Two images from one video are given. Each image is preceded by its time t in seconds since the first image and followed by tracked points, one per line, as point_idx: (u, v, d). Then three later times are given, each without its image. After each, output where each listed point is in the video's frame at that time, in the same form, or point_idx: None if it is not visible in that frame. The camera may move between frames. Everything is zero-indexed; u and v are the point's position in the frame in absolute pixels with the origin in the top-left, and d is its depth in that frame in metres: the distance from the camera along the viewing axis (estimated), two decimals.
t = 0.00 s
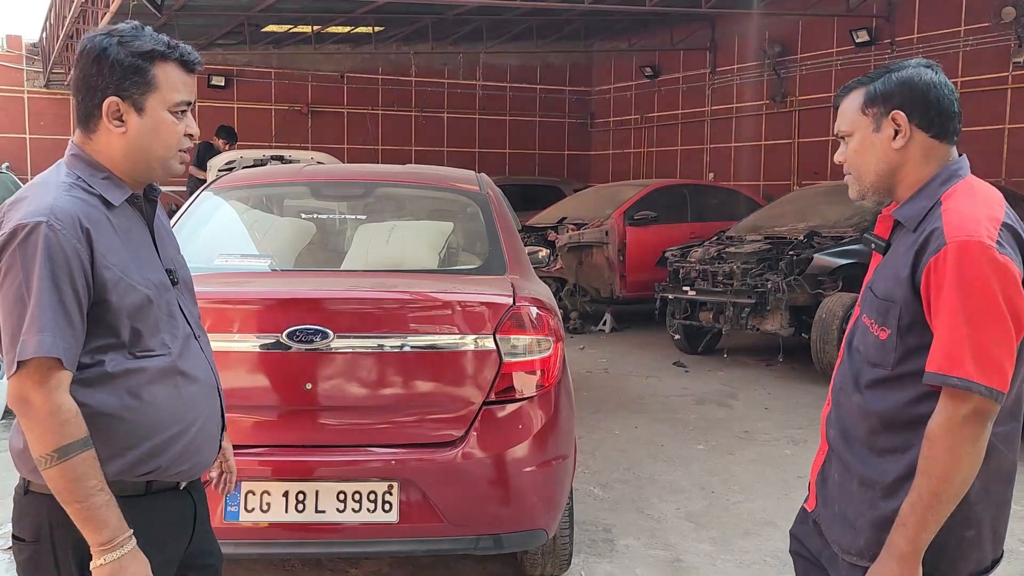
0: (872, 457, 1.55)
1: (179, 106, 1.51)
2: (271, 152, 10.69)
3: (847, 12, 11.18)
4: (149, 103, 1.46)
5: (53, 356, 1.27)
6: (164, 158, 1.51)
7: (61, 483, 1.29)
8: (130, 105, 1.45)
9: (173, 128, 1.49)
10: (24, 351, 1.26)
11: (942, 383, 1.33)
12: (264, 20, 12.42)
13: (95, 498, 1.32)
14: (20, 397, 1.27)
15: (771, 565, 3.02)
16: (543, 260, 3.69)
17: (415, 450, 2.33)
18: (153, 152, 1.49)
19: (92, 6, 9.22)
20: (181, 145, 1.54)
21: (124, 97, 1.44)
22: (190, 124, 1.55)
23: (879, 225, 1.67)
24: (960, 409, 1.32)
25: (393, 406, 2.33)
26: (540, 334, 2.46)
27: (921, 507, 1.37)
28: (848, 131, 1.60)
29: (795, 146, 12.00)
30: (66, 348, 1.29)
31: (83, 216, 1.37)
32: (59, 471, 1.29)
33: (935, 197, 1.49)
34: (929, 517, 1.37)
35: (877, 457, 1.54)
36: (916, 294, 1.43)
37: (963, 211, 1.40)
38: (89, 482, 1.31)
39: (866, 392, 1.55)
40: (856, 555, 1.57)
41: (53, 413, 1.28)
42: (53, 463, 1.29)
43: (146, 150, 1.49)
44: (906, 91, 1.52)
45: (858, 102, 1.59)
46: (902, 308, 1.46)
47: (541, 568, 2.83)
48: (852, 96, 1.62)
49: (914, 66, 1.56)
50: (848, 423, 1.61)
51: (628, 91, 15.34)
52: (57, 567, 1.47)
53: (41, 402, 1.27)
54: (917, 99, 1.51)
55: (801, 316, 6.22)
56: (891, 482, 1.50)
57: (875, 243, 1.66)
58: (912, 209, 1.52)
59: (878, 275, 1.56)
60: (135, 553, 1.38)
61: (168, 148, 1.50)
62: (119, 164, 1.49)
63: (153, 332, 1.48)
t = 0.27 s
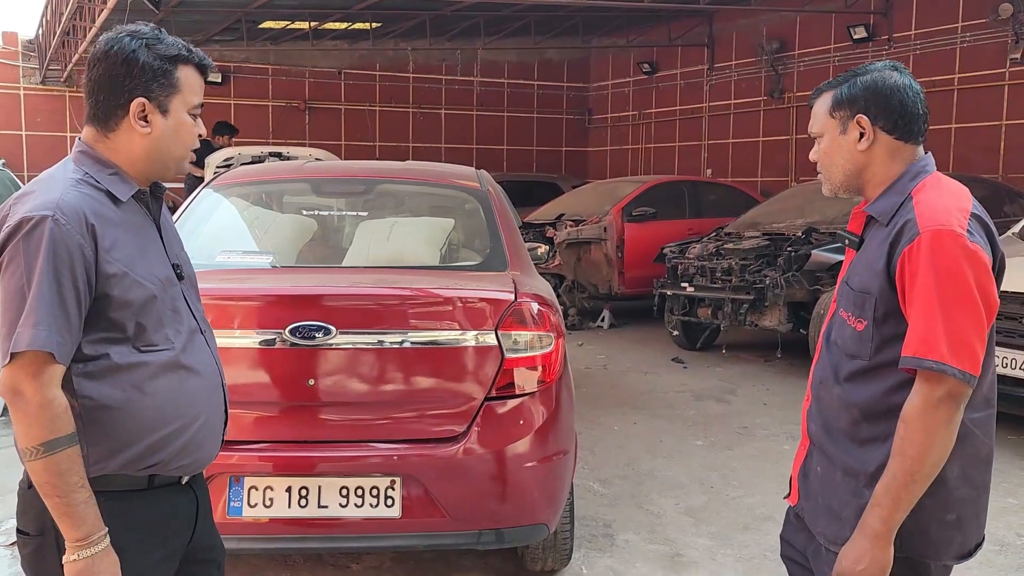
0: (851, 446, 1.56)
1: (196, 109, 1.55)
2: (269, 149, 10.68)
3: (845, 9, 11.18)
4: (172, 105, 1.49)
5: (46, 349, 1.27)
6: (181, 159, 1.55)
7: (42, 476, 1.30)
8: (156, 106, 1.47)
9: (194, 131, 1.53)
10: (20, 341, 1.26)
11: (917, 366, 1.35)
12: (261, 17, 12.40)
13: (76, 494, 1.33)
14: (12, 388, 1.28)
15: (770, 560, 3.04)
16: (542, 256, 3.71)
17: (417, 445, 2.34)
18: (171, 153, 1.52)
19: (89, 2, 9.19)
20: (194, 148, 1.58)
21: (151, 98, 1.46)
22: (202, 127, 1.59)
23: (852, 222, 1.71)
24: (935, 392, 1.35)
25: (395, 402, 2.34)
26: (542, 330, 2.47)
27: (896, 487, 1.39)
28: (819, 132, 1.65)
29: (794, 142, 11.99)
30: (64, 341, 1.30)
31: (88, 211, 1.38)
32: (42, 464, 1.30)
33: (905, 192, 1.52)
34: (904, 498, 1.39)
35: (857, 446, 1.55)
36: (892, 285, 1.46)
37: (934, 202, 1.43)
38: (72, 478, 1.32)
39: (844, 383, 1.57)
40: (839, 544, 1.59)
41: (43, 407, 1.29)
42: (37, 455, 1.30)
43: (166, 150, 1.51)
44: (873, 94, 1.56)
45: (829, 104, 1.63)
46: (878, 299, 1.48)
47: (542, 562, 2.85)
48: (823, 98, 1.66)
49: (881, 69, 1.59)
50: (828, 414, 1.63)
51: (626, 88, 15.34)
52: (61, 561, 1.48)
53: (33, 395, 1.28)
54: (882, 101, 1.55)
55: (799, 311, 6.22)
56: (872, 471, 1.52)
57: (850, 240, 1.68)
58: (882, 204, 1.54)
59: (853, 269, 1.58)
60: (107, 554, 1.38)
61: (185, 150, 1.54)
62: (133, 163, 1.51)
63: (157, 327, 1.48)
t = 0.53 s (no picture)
0: (820, 429, 1.63)
1: (201, 105, 1.56)
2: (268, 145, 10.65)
3: (845, 4, 11.16)
4: (179, 100, 1.50)
5: (66, 342, 1.28)
6: (184, 154, 1.56)
7: (74, 467, 1.32)
8: (163, 101, 1.48)
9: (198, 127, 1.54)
10: (40, 337, 1.27)
11: (897, 346, 1.42)
12: (260, 12, 12.38)
13: (109, 480, 1.35)
14: (34, 382, 1.29)
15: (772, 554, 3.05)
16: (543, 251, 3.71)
17: (422, 440, 2.34)
18: (176, 148, 1.53)
19: None
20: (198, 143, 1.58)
21: (158, 94, 1.47)
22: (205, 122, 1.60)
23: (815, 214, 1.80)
24: (913, 370, 1.43)
25: (398, 396, 2.35)
26: (544, 325, 2.47)
27: (876, 464, 1.45)
28: (788, 127, 1.73)
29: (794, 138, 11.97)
30: (80, 335, 1.31)
31: (96, 204, 1.38)
32: (73, 456, 1.31)
33: (873, 183, 1.61)
34: (884, 473, 1.45)
35: (826, 429, 1.62)
36: (864, 270, 1.54)
37: (903, 192, 1.52)
38: (103, 465, 1.34)
39: (812, 367, 1.64)
40: (811, 524, 1.65)
41: (68, 399, 1.30)
42: (68, 448, 1.31)
43: (171, 146, 1.52)
44: (841, 91, 1.65)
45: (799, 100, 1.71)
46: (850, 284, 1.55)
47: (545, 557, 2.85)
48: (793, 95, 1.75)
49: (847, 68, 1.69)
50: (794, 400, 1.69)
51: (625, 84, 15.33)
52: (68, 554, 1.49)
53: (56, 388, 1.29)
54: (849, 98, 1.65)
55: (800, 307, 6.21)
56: (842, 451, 1.59)
57: (815, 229, 1.73)
58: (852, 194, 1.63)
59: (821, 257, 1.65)
60: (146, 534, 1.41)
61: (189, 145, 1.55)
62: (138, 159, 1.51)
63: (163, 320, 1.49)
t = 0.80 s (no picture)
0: (789, 413, 1.68)
1: (191, 98, 1.54)
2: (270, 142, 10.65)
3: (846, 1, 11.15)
4: (166, 94, 1.49)
5: (72, 338, 1.29)
6: (176, 149, 1.54)
7: (91, 461, 1.32)
8: (149, 96, 1.47)
9: (187, 120, 1.53)
10: (45, 336, 1.28)
11: (870, 336, 1.48)
12: (261, 9, 12.39)
13: (128, 471, 1.36)
14: (45, 380, 1.30)
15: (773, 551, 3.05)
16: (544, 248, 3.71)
17: (426, 436, 2.35)
18: (166, 142, 1.52)
19: None
20: (190, 139, 1.57)
21: (143, 88, 1.46)
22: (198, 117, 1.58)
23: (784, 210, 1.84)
24: (885, 360, 1.49)
25: (401, 393, 2.35)
26: (546, 322, 2.48)
27: (847, 447, 1.51)
28: (761, 126, 1.76)
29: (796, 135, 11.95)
30: (84, 331, 1.31)
31: (93, 202, 1.38)
32: (88, 451, 1.32)
33: (846, 179, 1.65)
34: (855, 456, 1.51)
35: (794, 413, 1.67)
36: (838, 264, 1.58)
37: (875, 189, 1.57)
38: (120, 456, 1.34)
39: (783, 355, 1.68)
40: (773, 503, 1.70)
41: (77, 394, 1.30)
42: (82, 443, 1.31)
43: (160, 140, 1.51)
44: (814, 92, 1.69)
45: (772, 100, 1.74)
46: (823, 277, 1.60)
47: (547, 553, 2.86)
48: (766, 95, 1.77)
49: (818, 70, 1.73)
50: (764, 385, 1.73)
51: (626, 80, 15.32)
52: (71, 550, 1.49)
53: (65, 386, 1.30)
54: (821, 99, 1.69)
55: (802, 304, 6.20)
56: (809, 433, 1.64)
57: (788, 222, 1.76)
58: (824, 190, 1.67)
59: (793, 249, 1.68)
60: (171, 520, 1.41)
61: (180, 140, 1.54)
62: (130, 155, 1.51)
63: (161, 316, 1.49)
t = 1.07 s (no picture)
0: (771, 403, 1.70)
1: (182, 87, 1.53)
2: (274, 140, 10.66)
3: None
4: (153, 83, 1.48)
5: (66, 336, 1.29)
6: (169, 139, 1.53)
7: (77, 459, 1.32)
8: (135, 85, 1.46)
9: (178, 109, 1.51)
10: (39, 331, 1.28)
11: (852, 330, 1.51)
12: (265, 7, 12.39)
13: (113, 471, 1.36)
14: (37, 375, 1.29)
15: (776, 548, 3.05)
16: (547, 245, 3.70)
17: (428, 433, 2.35)
18: (158, 133, 1.51)
19: None
20: (185, 128, 1.55)
21: (129, 77, 1.45)
22: (192, 106, 1.56)
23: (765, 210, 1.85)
24: (865, 353, 1.52)
25: (403, 390, 2.35)
26: (549, 319, 2.47)
27: (830, 435, 1.54)
28: (743, 126, 1.77)
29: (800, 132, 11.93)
30: (80, 328, 1.31)
31: (91, 198, 1.39)
32: (76, 448, 1.32)
33: (824, 179, 1.67)
34: (836, 444, 1.54)
35: (776, 402, 1.69)
36: (819, 260, 1.61)
37: (855, 188, 1.60)
38: (107, 457, 1.34)
39: (766, 348, 1.69)
40: (745, 484, 1.72)
41: (70, 392, 1.30)
42: (71, 440, 1.31)
43: (151, 130, 1.50)
44: (795, 93, 1.71)
45: (754, 101, 1.75)
46: (805, 273, 1.62)
47: (549, 550, 2.86)
48: (747, 96, 1.78)
49: (798, 72, 1.75)
50: (745, 376, 1.74)
51: (630, 78, 15.30)
52: (73, 545, 1.49)
53: (57, 382, 1.30)
54: (802, 100, 1.71)
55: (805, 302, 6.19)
56: (790, 421, 1.66)
57: (769, 221, 1.77)
58: (804, 188, 1.69)
59: (775, 246, 1.71)
60: (149, 525, 1.41)
61: (173, 129, 1.52)
62: (124, 148, 1.50)
63: (161, 312, 1.49)
